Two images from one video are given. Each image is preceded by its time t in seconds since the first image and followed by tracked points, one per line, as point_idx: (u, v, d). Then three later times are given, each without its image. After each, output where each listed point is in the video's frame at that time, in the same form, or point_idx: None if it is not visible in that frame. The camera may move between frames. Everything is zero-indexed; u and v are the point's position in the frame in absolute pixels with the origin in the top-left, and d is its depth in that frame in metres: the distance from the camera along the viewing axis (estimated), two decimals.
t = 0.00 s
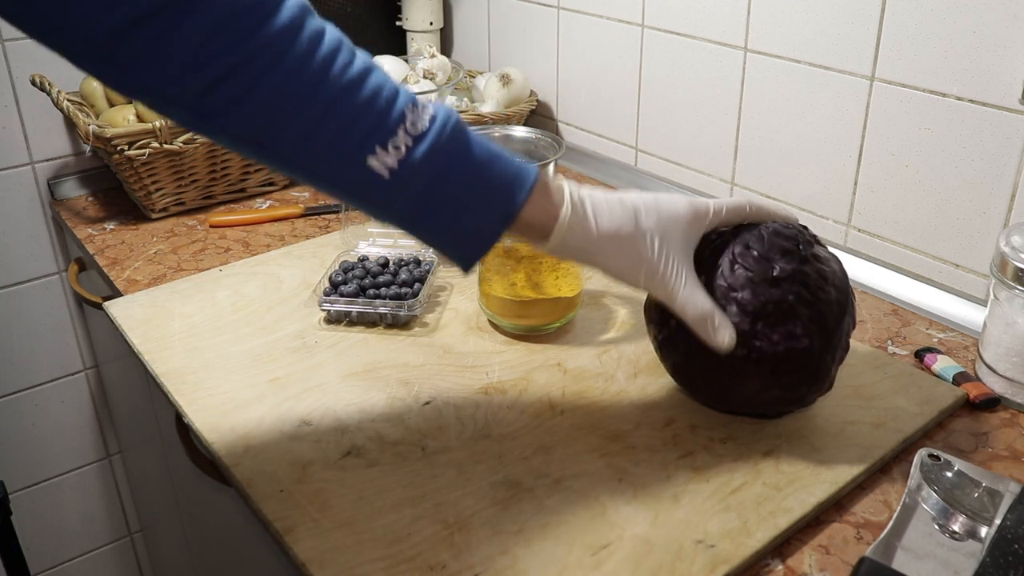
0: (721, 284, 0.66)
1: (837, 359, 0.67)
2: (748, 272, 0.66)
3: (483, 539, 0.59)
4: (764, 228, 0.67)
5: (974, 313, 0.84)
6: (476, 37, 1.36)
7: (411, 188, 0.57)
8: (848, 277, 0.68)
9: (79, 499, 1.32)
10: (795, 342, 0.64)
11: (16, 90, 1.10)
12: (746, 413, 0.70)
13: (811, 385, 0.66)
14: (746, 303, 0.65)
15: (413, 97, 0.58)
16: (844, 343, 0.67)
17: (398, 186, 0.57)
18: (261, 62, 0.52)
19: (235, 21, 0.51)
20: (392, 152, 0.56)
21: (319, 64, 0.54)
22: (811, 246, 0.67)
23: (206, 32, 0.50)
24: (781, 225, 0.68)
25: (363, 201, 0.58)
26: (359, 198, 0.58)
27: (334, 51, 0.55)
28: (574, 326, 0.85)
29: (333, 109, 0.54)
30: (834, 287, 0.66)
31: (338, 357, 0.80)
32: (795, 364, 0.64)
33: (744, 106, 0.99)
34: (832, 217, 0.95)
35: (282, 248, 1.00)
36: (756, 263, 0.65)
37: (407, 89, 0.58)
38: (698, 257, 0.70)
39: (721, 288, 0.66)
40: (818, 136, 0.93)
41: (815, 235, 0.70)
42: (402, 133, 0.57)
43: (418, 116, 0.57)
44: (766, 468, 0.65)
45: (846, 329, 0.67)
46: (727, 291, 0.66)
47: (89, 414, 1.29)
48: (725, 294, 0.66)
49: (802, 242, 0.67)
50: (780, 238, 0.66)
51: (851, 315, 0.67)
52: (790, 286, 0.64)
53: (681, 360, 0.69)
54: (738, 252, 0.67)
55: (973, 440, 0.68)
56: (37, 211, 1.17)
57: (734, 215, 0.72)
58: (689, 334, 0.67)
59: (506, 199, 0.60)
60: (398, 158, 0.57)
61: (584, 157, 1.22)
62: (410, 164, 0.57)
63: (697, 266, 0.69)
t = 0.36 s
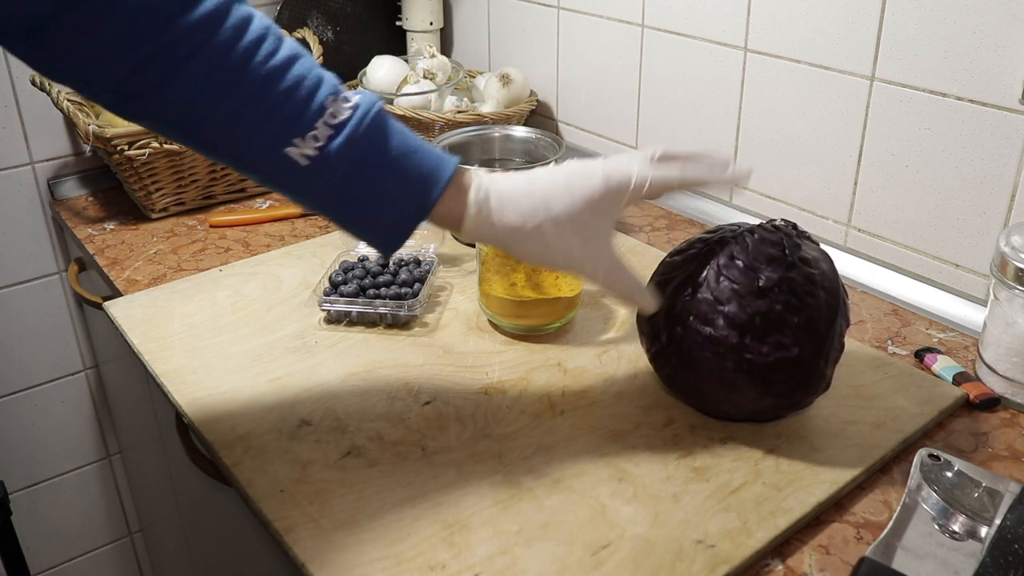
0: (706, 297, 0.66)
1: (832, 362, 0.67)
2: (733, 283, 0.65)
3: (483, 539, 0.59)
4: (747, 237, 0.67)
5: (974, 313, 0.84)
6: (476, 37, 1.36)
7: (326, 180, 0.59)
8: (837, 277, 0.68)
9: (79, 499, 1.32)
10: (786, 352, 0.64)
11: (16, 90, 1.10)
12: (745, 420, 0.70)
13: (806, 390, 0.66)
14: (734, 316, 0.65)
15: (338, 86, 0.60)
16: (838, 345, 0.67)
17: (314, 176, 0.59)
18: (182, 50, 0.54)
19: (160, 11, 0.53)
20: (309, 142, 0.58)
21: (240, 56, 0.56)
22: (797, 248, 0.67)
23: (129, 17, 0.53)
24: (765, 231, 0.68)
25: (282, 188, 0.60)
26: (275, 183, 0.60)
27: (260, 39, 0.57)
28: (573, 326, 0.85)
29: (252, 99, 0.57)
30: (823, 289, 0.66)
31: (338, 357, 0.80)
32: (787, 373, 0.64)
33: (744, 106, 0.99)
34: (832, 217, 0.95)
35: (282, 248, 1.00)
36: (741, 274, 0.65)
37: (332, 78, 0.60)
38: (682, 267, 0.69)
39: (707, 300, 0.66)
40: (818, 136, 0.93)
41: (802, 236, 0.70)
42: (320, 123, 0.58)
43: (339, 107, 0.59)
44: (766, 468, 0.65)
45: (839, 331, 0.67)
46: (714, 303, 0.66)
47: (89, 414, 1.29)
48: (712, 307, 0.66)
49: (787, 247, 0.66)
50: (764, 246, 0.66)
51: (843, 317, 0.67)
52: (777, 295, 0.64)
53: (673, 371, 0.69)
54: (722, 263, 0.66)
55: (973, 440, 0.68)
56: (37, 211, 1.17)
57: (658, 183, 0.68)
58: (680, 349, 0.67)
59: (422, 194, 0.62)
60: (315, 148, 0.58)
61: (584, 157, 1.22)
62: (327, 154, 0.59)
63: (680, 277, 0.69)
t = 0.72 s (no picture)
0: (713, 289, 0.66)
1: (835, 360, 0.67)
2: (740, 277, 0.65)
3: (483, 539, 0.59)
4: (755, 231, 0.67)
5: (974, 313, 0.84)
6: (476, 37, 1.36)
7: (320, 172, 0.61)
8: (842, 277, 0.68)
9: (79, 499, 1.32)
10: (791, 347, 0.64)
11: (16, 90, 1.10)
12: (746, 416, 0.70)
13: (809, 387, 0.66)
14: (740, 309, 0.64)
15: (330, 78, 0.61)
16: (841, 344, 0.67)
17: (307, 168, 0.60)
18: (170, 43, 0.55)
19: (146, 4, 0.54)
20: (303, 135, 0.59)
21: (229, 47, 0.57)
22: (804, 246, 0.67)
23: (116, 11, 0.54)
24: (774, 227, 0.67)
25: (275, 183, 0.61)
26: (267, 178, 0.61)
27: (248, 30, 0.57)
28: (573, 326, 0.85)
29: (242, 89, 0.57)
30: (828, 287, 0.66)
31: (338, 357, 0.80)
32: (791, 368, 0.64)
33: (744, 106, 0.99)
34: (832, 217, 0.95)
35: (282, 249, 1.00)
36: (749, 268, 0.65)
37: (324, 70, 0.61)
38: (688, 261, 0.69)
39: (714, 294, 0.66)
40: (818, 136, 0.93)
41: (808, 235, 0.70)
42: (314, 115, 0.59)
43: (332, 99, 0.60)
44: (766, 468, 0.65)
45: (842, 330, 0.67)
46: (720, 297, 0.65)
47: (89, 415, 1.29)
48: (718, 301, 0.65)
49: (795, 243, 0.66)
50: (772, 242, 0.66)
51: (846, 316, 0.67)
52: (783, 291, 0.64)
53: (675, 365, 0.68)
54: (730, 257, 0.66)
55: (973, 440, 0.68)
56: (37, 211, 1.17)
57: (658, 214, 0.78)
58: (684, 341, 0.67)
59: (416, 186, 0.63)
60: (309, 141, 0.59)
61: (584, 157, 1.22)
62: (320, 146, 0.60)
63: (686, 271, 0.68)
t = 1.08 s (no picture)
0: (712, 289, 0.65)
1: (834, 360, 0.67)
2: (740, 277, 0.65)
3: (484, 539, 0.59)
4: (755, 231, 0.67)
5: (975, 314, 0.83)
6: (476, 37, 1.36)
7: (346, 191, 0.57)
8: (842, 276, 0.68)
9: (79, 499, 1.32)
10: (790, 347, 0.64)
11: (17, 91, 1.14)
12: (745, 416, 0.70)
13: (809, 387, 0.66)
14: (740, 309, 0.64)
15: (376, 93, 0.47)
16: (840, 344, 0.67)
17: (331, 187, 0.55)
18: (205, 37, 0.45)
19: None
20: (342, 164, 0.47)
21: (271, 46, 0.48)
22: (803, 247, 0.67)
23: None
24: (773, 227, 0.67)
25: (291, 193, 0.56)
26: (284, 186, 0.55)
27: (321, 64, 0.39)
28: (573, 326, 0.85)
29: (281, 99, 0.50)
30: (828, 287, 0.66)
31: (338, 357, 0.80)
32: (790, 367, 0.64)
33: (744, 106, 0.99)
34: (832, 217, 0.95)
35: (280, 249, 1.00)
36: (748, 268, 0.65)
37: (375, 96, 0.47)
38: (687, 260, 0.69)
39: (714, 294, 0.65)
40: (817, 136, 0.93)
41: (807, 235, 0.70)
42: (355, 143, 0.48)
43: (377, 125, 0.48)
44: (766, 468, 0.65)
45: (841, 330, 0.67)
46: (720, 297, 0.65)
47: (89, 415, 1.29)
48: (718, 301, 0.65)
49: (794, 243, 0.66)
50: (771, 242, 0.66)
51: (846, 316, 0.67)
52: (783, 291, 0.64)
53: (675, 365, 0.68)
54: (729, 257, 0.66)
55: (973, 440, 0.68)
56: (37, 211, 1.17)
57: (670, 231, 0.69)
58: (684, 342, 0.67)
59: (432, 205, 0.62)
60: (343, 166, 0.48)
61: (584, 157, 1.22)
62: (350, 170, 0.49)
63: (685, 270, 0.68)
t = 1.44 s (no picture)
0: (713, 289, 0.66)
1: (834, 361, 0.67)
2: (740, 277, 0.65)
3: (483, 539, 0.59)
4: (754, 231, 0.67)
5: (974, 313, 0.83)
6: (476, 37, 1.36)
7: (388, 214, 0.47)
8: (842, 276, 0.68)
9: (79, 499, 1.32)
10: (790, 347, 0.64)
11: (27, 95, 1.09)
12: (744, 417, 0.70)
13: (809, 387, 0.66)
14: (739, 310, 0.64)
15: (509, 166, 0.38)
16: (840, 345, 0.67)
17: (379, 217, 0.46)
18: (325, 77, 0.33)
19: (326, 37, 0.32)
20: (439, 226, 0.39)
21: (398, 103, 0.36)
22: (803, 247, 0.67)
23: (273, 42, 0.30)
24: (772, 228, 0.68)
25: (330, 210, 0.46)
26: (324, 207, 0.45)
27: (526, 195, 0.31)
28: (573, 326, 0.85)
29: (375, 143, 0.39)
30: (827, 287, 0.66)
31: (338, 357, 0.80)
32: (790, 368, 0.64)
33: (744, 105, 0.99)
34: (832, 217, 0.95)
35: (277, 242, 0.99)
36: (748, 268, 0.65)
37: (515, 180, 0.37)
38: (687, 261, 0.69)
39: (713, 294, 0.65)
40: (818, 136, 0.93)
41: (808, 235, 0.70)
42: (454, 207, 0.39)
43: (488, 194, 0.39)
44: (766, 468, 0.65)
45: (841, 330, 0.67)
46: (719, 297, 0.65)
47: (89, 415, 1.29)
48: (717, 301, 0.65)
49: (794, 244, 0.66)
50: (771, 242, 0.66)
51: (846, 317, 0.67)
52: (783, 291, 0.64)
53: (674, 365, 0.68)
54: (728, 258, 0.66)
55: (973, 440, 0.68)
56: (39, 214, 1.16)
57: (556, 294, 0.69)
58: (683, 344, 0.67)
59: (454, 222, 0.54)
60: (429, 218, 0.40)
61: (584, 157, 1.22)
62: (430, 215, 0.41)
63: (683, 272, 0.68)
